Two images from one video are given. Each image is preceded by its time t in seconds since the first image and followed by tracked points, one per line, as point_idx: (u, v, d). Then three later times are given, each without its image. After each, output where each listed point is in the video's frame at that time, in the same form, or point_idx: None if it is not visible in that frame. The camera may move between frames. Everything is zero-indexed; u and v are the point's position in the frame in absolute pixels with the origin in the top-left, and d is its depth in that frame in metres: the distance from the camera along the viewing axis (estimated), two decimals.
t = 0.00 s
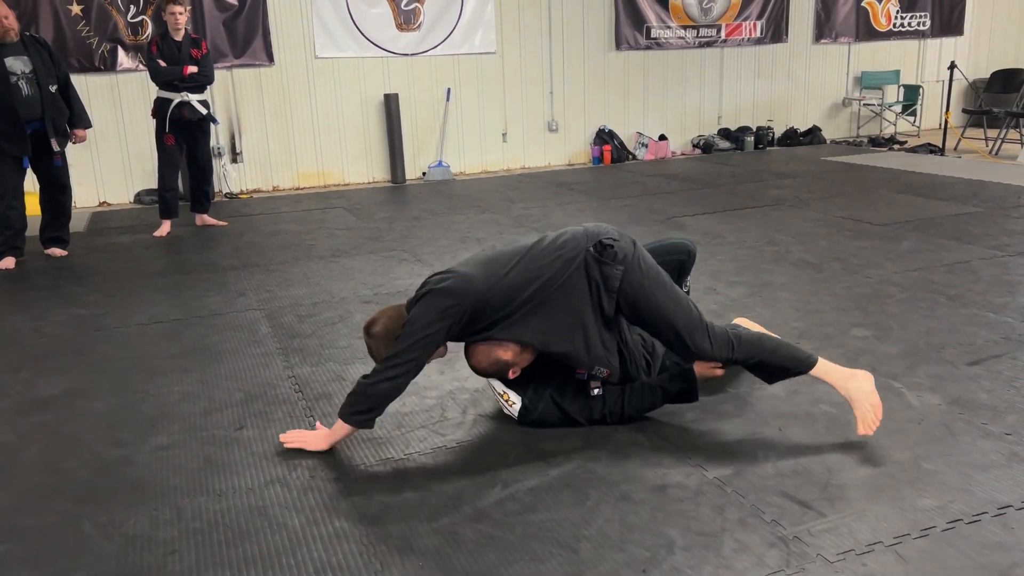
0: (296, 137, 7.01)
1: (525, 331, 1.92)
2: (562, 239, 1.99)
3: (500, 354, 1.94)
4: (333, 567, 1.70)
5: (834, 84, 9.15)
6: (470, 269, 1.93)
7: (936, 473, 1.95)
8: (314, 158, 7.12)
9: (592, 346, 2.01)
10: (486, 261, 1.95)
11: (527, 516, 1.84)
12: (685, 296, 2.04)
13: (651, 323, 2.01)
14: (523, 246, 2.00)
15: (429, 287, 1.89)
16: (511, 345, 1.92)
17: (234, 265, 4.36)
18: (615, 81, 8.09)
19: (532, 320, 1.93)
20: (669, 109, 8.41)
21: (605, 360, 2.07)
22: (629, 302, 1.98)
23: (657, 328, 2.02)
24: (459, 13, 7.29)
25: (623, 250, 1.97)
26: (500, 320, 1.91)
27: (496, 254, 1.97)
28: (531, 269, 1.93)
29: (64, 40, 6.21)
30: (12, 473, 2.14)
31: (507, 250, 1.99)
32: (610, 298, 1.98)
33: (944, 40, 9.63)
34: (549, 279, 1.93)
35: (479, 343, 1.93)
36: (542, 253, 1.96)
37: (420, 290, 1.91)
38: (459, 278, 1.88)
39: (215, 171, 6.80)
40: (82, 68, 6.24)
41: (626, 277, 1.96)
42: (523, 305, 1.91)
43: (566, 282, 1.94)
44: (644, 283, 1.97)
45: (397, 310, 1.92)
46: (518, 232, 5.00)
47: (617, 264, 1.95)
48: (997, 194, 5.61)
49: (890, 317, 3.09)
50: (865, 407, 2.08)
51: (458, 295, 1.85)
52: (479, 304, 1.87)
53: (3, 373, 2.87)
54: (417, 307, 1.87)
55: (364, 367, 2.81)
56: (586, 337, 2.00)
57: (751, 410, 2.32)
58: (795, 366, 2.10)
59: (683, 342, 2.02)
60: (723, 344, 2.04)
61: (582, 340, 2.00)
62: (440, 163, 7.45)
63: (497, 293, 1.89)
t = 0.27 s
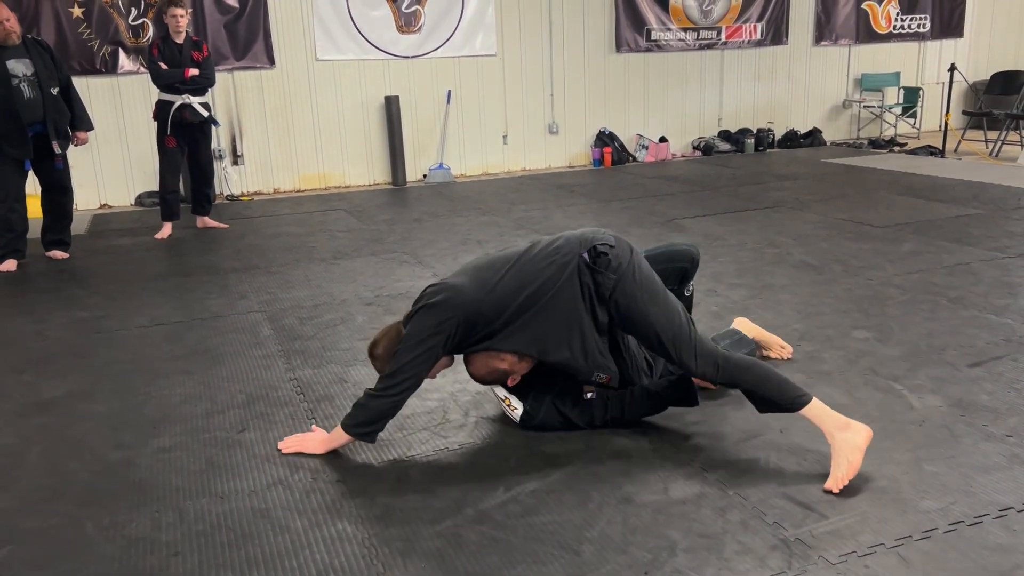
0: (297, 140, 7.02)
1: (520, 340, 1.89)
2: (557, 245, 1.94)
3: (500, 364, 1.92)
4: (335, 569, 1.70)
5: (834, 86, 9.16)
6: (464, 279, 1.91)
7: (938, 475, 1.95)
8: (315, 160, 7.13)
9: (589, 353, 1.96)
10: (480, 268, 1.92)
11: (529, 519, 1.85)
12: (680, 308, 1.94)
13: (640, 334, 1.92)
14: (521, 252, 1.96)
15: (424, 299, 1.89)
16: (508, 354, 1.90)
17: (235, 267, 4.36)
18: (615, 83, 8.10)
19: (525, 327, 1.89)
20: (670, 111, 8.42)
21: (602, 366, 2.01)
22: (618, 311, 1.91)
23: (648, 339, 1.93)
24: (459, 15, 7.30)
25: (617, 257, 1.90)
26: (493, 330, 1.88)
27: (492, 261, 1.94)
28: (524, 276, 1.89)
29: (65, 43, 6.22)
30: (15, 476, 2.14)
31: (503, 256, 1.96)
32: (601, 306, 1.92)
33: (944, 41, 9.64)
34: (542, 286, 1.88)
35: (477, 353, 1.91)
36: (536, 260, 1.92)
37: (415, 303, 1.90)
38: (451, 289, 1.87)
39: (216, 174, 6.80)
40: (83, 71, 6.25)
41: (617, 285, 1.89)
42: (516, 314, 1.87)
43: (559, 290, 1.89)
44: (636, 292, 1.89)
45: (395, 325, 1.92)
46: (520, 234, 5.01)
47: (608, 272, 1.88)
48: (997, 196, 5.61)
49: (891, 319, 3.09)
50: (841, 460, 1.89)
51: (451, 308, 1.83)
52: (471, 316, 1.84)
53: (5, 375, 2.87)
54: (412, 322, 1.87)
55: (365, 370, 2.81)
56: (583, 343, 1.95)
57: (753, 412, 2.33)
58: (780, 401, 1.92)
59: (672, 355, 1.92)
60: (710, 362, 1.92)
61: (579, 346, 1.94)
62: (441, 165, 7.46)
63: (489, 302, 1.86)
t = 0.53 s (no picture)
0: (297, 142, 7.02)
1: (525, 345, 1.89)
2: (558, 249, 1.94)
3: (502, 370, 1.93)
4: (336, 571, 1.71)
5: (834, 87, 9.17)
6: (466, 286, 1.90)
7: (938, 476, 1.95)
8: (316, 162, 7.14)
9: (595, 356, 1.96)
10: (482, 274, 1.92)
11: (530, 520, 1.85)
12: (684, 310, 1.94)
13: (645, 336, 1.92)
14: (523, 256, 1.96)
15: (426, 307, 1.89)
16: (513, 360, 1.90)
17: (236, 270, 4.36)
18: (615, 85, 8.11)
19: (529, 332, 1.89)
20: (670, 113, 8.43)
21: (607, 370, 2.01)
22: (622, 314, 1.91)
23: (653, 342, 1.92)
24: (460, 17, 7.31)
25: (620, 260, 1.90)
26: (497, 336, 1.88)
27: (494, 267, 1.94)
28: (528, 281, 1.89)
29: (66, 46, 6.23)
30: (16, 478, 2.14)
31: (505, 261, 1.96)
32: (604, 308, 1.92)
33: (945, 43, 9.65)
34: (545, 290, 1.88)
35: (480, 361, 1.91)
36: (538, 265, 1.92)
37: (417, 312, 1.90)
38: (454, 296, 1.87)
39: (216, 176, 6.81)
40: (84, 74, 6.26)
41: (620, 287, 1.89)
42: (521, 319, 1.87)
43: (562, 294, 1.89)
44: (640, 294, 1.88)
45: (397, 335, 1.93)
46: (520, 236, 5.01)
47: (612, 275, 1.88)
48: (998, 197, 5.61)
49: (892, 321, 3.09)
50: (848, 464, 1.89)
51: (455, 316, 1.83)
52: (475, 323, 1.84)
53: (6, 378, 2.88)
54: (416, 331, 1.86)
55: (366, 372, 2.81)
56: (588, 346, 1.95)
57: (754, 414, 2.33)
58: (788, 399, 1.90)
59: (678, 357, 1.92)
60: (716, 363, 1.91)
61: (584, 350, 1.94)
62: (441, 167, 7.45)
63: (493, 308, 1.86)
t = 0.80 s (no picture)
0: (298, 144, 7.03)
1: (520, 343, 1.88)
2: (553, 248, 1.94)
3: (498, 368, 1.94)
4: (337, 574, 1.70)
5: (835, 89, 9.17)
6: (462, 285, 1.91)
7: (940, 478, 1.95)
8: (317, 165, 7.14)
9: (590, 355, 1.94)
10: (477, 274, 1.93)
11: (531, 522, 1.85)
12: (680, 309, 1.93)
13: (640, 335, 1.92)
14: (519, 256, 1.97)
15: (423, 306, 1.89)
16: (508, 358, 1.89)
17: (237, 272, 4.37)
18: (616, 87, 8.11)
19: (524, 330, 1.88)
20: (671, 115, 8.43)
21: (603, 368, 1.99)
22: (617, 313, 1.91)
23: (649, 342, 1.92)
24: (461, 19, 7.31)
25: (615, 259, 1.90)
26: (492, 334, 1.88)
27: (490, 267, 1.95)
28: (522, 279, 1.89)
29: (67, 49, 6.24)
30: (17, 481, 2.14)
31: (501, 261, 1.96)
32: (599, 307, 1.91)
33: (946, 44, 9.64)
34: (540, 288, 1.89)
35: (477, 359, 1.93)
36: (533, 264, 1.92)
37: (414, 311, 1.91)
38: (450, 294, 1.87)
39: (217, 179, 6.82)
40: (85, 77, 6.27)
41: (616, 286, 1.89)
42: (515, 318, 1.87)
43: (558, 292, 1.89)
44: (635, 294, 1.88)
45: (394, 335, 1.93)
46: (521, 238, 5.01)
47: (606, 274, 1.88)
48: (1000, 199, 5.60)
49: (893, 322, 3.09)
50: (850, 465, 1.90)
51: (450, 313, 1.84)
52: (470, 320, 1.85)
53: (7, 381, 2.88)
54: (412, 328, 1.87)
55: (367, 374, 2.81)
56: (583, 345, 1.93)
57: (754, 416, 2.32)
58: (784, 399, 1.92)
59: (674, 356, 1.92)
60: (712, 362, 1.91)
61: (580, 348, 1.93)
62: (441, 170, 7.45)
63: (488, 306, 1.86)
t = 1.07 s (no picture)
0: (299, 146, 7.03)
1: (509, 330, 1.91)
2: (544, 239, 1.97)
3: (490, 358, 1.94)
4: None
5: (836, 90, 9.17)
6: (455, 274, 1.95)
7: (942, 480, 1.94)
8: (318, 167, 7.14)
9: (579, 344, 1.96)
10: (470, 264, 1.97)
11: (531, 524, 1.84)
12: (672, 296, 1.96)
13: (631, 322, 1.94)
14: (511, 248, 2.00)
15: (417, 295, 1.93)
16: (497, 344, 1.92)
17: (237, 274, 4.37)
18: (617, 88, 8.11)
19: (513, 317, 1.91)
20: (672, 116, 8.43)
21: (591, 358, 1.99)
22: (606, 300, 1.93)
23: (642, 329, 1.95)
24: (461, 21, 7.31)
25: (605, 248, 1.92)
26: (482, 322, 1.91)
27: (483, 258, 1.99)
28: (513, 268, 1.93)
29: (68, 51, 6.24)
30: (17, 484, 2.14)
31: (494, 252, 2.00)
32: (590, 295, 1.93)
33: (947, 44, 9.64)
34: (529, 277, 1.91)
35: (466, 345, 1.94)
36: (524, 254, 1.95)
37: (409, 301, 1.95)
38: (442, 282, 1.92)
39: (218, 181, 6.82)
40: (86, 79, 6.27)
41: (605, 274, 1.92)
42: (505, 306, 1.91)
43: (549, 280, 1.91)
44: (626, 281, 1.91)
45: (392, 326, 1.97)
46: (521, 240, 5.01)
47: (596, 262, 1.90)
48: (1001, 199, 5.60)
49: (895, 323, 3.08)
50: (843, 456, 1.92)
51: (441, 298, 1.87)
52: (460, 306, 1.88)
53: (8, 383, 2.88)
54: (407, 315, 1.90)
55: (367, 376, 2.81)
56: (573, 333, 1.95)
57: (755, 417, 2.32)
58: (775, 385, 1.93)
59: (666, 342, 1.94)
60: (704, 347, 1.93)
61: (569, 337, 1.95)
62: (442, 171, 7.46)
63: (478, 294, 1.90)
